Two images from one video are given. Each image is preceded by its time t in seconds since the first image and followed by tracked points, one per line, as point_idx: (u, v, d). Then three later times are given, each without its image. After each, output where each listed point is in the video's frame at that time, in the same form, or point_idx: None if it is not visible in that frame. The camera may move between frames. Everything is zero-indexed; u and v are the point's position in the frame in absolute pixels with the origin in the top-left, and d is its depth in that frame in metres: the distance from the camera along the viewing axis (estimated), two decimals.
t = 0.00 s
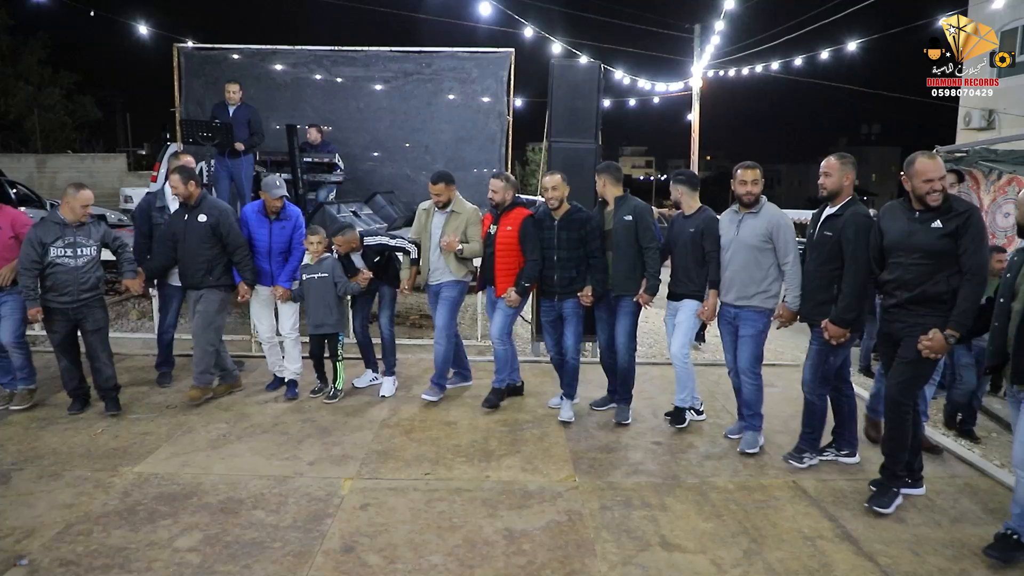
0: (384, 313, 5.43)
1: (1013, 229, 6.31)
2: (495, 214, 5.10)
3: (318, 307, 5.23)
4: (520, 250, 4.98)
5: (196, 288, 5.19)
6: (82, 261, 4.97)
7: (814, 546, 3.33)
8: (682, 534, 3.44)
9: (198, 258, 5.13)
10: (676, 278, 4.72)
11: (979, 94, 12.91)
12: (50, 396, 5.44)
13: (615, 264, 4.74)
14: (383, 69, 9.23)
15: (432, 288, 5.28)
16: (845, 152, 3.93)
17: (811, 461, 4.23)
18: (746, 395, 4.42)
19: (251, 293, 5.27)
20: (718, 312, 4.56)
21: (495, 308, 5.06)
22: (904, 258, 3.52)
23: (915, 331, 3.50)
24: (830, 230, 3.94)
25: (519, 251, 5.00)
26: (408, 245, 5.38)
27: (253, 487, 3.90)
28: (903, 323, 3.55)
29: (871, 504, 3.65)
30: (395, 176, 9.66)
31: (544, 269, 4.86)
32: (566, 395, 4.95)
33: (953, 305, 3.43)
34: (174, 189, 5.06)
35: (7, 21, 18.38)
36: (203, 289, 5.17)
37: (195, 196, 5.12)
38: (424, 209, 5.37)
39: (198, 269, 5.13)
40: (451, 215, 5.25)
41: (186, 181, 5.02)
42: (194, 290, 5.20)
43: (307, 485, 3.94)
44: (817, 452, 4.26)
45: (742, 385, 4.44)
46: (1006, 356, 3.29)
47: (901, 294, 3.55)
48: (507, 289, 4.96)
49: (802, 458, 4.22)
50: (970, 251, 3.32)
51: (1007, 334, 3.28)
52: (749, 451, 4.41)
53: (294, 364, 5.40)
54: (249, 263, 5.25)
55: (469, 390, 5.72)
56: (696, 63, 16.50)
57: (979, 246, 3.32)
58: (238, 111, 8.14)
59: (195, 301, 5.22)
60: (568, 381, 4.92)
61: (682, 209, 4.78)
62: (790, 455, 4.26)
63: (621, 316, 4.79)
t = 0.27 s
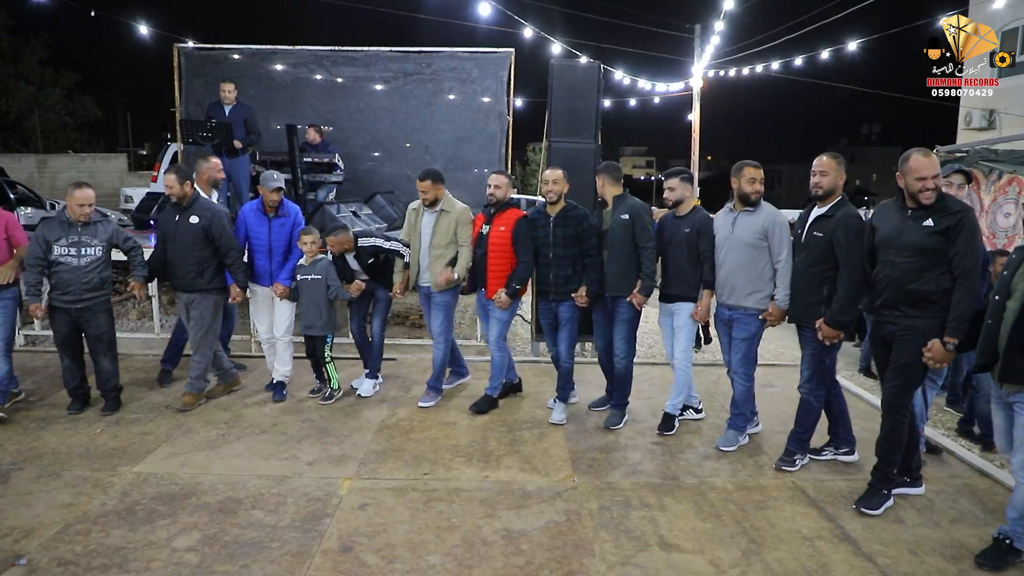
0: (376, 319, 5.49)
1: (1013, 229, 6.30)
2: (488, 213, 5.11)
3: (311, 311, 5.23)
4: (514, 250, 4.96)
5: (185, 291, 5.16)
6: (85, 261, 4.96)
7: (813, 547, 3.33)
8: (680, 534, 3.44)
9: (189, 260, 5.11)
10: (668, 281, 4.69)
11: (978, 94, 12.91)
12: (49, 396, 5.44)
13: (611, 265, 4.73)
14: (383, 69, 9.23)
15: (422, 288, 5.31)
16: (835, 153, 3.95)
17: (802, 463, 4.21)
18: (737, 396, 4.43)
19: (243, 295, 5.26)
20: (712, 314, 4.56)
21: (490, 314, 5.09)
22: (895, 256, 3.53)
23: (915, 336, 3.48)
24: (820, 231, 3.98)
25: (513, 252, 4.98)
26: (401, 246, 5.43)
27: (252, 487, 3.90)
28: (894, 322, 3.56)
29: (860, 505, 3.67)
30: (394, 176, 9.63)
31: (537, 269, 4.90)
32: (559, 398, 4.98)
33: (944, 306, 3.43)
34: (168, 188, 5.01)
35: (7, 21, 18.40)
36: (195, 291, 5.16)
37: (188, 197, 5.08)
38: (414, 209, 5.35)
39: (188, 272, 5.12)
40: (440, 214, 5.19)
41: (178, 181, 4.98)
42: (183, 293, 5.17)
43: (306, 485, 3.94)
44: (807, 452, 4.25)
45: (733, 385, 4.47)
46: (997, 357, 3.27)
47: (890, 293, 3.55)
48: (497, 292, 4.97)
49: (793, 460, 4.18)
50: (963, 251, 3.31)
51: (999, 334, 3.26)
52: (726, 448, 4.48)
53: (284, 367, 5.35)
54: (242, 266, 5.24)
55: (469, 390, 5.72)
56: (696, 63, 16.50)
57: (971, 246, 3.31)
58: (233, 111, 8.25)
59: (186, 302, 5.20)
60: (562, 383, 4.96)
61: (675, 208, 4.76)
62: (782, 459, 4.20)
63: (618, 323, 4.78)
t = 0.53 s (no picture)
0: (376, 321, 5.51)
1: (1014, 229, 6.29)
2: (481, 215, 5.09)
3: (309, 320, 5.17)
4: (509, 253, 4.96)
5: (177, 294, 5.17)
6: (91, 265, 4.97)
7: (812, 547, 3.32)
8: (679, 534, 3.44)
9: (181, 263, 5.12)
10: (664, 283, 4.69)
11: (978, 94, 12.91)
12: (48, 396, 5.44)
13: (611, 266, 4.74)
14: (383, 69, 9.24)
15: (412, 289, 5.33)
16: (828, 155, 3.97)
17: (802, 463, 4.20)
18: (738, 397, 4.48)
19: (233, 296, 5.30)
20: (705, 316, 4.59)
21: (484, 317, 5.07)
22: (890, 259, 3.55)
23: (910, 341, 3.50)
24: (815, 231, 4.03)
25: (507, 255, 4.98)
26: (395, 248, 5.43)
27: (250, 487, 3.90)
28: (888, 325, 3.56)
29: (859, 506, 3.66)
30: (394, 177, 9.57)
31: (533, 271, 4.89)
32: (558, 400, 4.93)
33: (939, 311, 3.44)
34: (161, 191, 5.03)
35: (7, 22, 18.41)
36: (189, 294, 5.17)
37: (179, 200, 5.08)
38: (408, 210, 5.36)
39: (180, 275, 5.13)
40: (434, 216, 5.20)
41: (171, 183, 5.01)
42: (174, 295, 5.17)
43: (304, 485, 3.93)
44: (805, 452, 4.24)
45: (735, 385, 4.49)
46: (994, 359, 3.26)
47: (884, 296, 3.55)
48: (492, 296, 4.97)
49: (792, 461, 4.16)
50: (957, 255, 3.33)
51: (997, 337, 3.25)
52: (725, 449, 4.47)
53: (282, 369, 5.34)
54: (235, 267, 5.29)
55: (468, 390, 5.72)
56: (696, 63, 16.49)
57: (965, 250, 3.33)
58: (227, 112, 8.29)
59: (173, 306, 5.19)
60: (558, 389, 4.91)
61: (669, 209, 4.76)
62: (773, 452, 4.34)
63: (616, 327, 4.78)
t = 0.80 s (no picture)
0: (372, 321, 5.53)
1: (1013, 230, 6.29)
2: (474, 214, 5.10)
3: (306, 329, 4.99)
4: (502, 251, 4.95)
5: (170, 294, 5.14)
6: (86, 263, 4.97)
7: (809, 548, 3.33)
8: (676, 535, 3.44)
9: (174, 262, 5.09)
10: (660, 281, 4.69)
11: (979, 94, 12.90)
12: (47, 397, 5.44)
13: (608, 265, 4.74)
14: (382, 69, 9.24)
15: (406, 288, 5.33)
16: (819, 154, 4.03)
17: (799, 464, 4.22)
18: (734, 398, 4.51)
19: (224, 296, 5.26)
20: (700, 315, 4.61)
21: (478, 318, 5.08)
22: (883, 260, 3.62)
23: (902, 340, 3.54)
24: (813, 231, 4.00)
25: (501, 253, 4.96)
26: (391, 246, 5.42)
27: (248, 488, 3.90)
28: (879, 324, 3.62)
29: (856, 508, 3.67)
30: (393, 177, 9.59)
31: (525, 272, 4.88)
32: (555, 400, 4.97)
33: (931, 310, 3.50)
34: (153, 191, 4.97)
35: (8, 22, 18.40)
36: (183, 293, 5.15)
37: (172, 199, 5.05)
38: (402, 208, 5.39)
39: (174, 274, 5.10)
40: (429, 214, 5.20)
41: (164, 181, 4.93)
42: (167, 294, 5.13)
43: (301, 485, 3.94)
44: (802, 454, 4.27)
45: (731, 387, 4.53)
46: (990, 361, 3.25)
47: (877, 295, 3.62)
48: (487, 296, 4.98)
49: (791, 462, 4.19)
50: (950, 255, 3.38)
51: (994, 338, 3.25)
52: (725, 450, 4.48)
53: (281, 369, 5.44)
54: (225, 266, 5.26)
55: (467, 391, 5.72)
56: (696, 63, 16.48)
57: (957, 252, 3.38)
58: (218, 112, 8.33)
59: (168, 306, 5.15)
60: (555, 388, 4.96)
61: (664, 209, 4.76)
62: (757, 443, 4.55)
63: (613, 327, 4.82)
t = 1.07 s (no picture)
0: (366, 321, 5.50)
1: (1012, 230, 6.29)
2: (469, 213, 5.11)
3: (299, 347, 4.54)
4: (496, 250, 4.98)
5: (162, 295, 5.13)
6: (80, 265, 4.98)
7: (808, 549, 3.32)
8: (675, 536, 3.43)
9: (166, 263, 5.08)
10: (654, 281, 4.72)
11: (978, 94, 12.90)
12: (45, 397, 5.43)
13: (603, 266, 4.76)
14: (381, 69, 9.22)
15: (402, 288, 5.32)
16: (812, 156, 4.05)
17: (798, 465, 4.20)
18: (733, 397, 4.48)
19: (214, 299, 5.27)
20: (694, 313, 4.66)
21: (475, 317, 5.09)
22: (880, 263, 3.61)
23: (900, 340, 3.55)
24: (806, 232, 4.02)
25: (495, 252, 4.99)
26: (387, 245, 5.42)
27: (246, 488, 3.89)
28: (881, 326, 3.61)
29: (854, 510, 3.65)
30: (393, 176, 9.59)
31: (518, 273, 4.88)
32: (554, 400, 4.93)
33: (931, 311, 3.50)
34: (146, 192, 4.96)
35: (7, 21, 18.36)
36: (177, 294, 5.15)
37: (164, 201, 5.03)
38: (399, 209, 5.37)
39: (167, 275, 5.09)
40: (426, 213, 5.21)
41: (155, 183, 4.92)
42: (160, 295, 5.13)
43: (300, 486, 3.93)
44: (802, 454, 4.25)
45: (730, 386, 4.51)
46: (992, 360, 3.26)
47: (876, 298, 3.62)
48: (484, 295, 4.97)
49: (790, 463, 4.17)
50: (948, 256, 3.38)
51: (996, 339, 3.24)
52: (724, 450, 4.47)
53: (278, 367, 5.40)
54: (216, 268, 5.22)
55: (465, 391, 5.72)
56: (696, 63, 16.48)
57: (954, 251, 3.39)
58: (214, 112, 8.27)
59: (161, 307, 5.15)
60: (552, 387, 4.90)
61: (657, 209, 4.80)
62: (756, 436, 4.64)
63: (606, 326, 4.83)
